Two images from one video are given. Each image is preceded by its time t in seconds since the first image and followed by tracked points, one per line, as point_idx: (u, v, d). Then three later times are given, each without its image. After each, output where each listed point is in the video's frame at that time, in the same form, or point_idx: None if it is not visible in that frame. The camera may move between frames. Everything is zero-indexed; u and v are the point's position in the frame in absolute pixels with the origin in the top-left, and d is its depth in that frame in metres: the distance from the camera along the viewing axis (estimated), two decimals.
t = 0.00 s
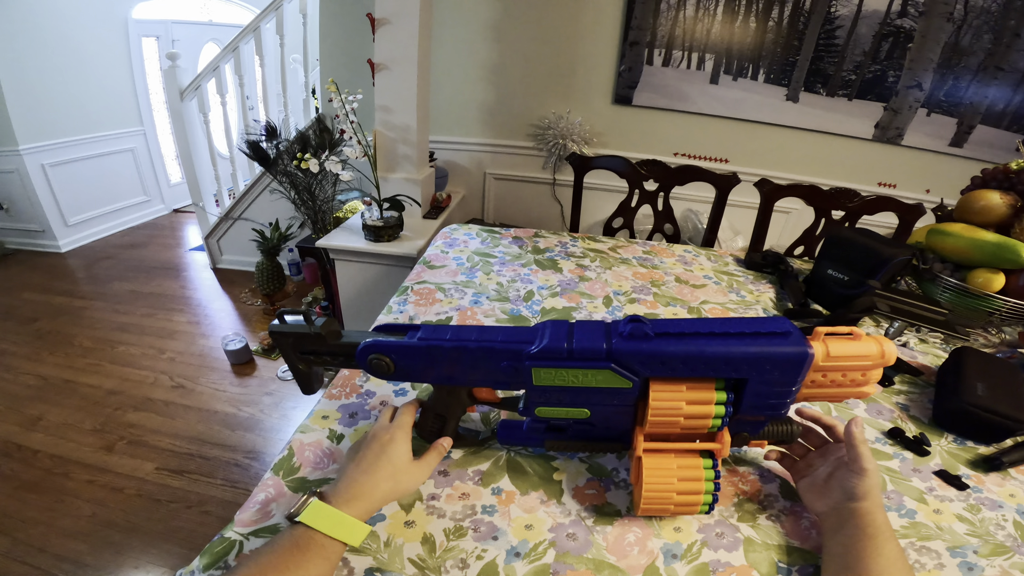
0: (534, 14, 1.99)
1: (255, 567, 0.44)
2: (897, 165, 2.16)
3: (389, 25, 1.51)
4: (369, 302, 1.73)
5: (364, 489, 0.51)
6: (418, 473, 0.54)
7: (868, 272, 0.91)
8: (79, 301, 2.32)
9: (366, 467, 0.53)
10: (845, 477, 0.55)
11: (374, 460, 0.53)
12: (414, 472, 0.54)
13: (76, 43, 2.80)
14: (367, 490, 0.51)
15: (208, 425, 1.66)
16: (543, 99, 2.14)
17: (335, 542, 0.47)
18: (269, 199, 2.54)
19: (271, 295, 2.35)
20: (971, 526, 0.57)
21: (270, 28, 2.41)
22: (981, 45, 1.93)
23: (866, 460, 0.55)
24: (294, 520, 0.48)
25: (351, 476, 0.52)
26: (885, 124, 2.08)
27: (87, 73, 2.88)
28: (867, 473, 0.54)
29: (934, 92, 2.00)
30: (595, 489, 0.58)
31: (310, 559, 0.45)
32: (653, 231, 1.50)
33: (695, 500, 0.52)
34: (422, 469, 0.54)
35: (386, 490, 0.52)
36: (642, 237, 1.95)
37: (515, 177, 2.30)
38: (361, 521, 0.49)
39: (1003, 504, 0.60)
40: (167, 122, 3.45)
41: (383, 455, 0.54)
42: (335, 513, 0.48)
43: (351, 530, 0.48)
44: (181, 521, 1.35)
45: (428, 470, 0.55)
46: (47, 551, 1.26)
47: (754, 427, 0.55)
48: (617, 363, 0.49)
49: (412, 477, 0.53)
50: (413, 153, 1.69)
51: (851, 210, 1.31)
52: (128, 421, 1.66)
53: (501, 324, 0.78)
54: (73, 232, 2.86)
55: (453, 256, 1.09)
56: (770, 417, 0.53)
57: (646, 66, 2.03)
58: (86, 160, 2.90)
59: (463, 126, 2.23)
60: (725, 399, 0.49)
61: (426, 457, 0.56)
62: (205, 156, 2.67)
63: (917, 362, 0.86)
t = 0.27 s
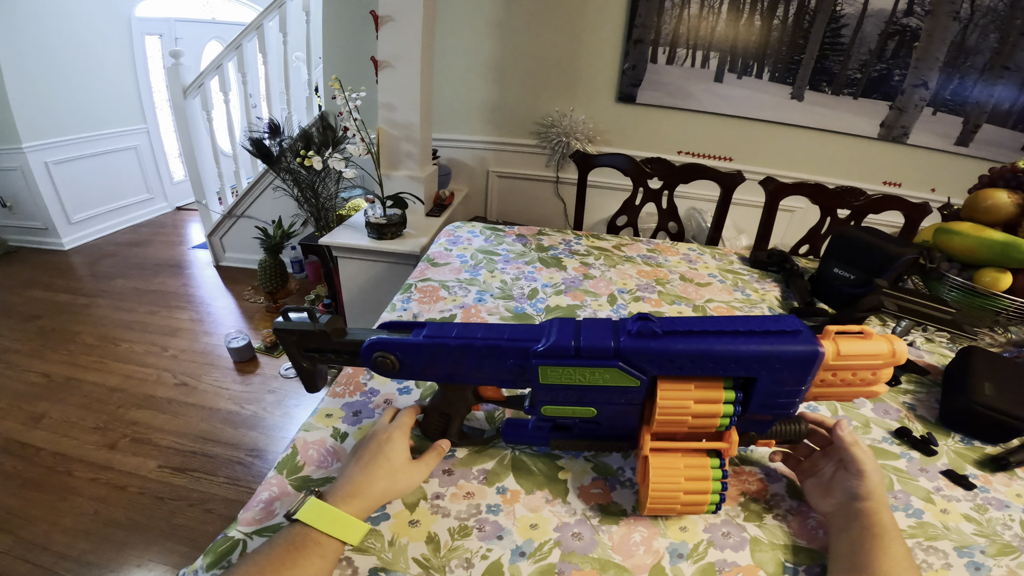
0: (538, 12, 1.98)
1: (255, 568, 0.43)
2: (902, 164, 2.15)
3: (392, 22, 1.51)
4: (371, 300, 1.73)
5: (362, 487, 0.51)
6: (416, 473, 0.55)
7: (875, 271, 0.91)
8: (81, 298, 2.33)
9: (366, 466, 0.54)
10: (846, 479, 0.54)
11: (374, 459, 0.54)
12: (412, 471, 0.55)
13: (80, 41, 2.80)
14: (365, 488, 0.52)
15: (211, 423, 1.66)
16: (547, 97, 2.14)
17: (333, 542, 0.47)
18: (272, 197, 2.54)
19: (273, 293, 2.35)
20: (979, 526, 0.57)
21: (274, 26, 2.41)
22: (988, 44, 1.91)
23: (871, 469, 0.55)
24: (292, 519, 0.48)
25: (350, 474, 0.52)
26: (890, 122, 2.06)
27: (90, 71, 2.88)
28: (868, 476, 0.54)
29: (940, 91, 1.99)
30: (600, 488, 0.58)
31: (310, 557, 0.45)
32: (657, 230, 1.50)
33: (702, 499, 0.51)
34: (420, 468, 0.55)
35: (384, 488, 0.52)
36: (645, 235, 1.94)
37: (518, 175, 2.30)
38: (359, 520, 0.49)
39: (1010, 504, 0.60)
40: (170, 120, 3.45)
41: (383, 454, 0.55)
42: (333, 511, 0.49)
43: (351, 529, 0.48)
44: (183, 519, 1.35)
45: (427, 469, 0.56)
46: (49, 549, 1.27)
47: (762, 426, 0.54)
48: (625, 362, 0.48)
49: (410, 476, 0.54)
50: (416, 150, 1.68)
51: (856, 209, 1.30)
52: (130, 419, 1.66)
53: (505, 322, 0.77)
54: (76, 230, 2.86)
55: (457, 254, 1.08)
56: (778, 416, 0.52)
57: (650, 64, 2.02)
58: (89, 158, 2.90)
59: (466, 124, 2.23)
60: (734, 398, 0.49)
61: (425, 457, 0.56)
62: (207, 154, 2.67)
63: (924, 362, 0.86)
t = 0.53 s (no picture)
0: (540, 11, 1.98)
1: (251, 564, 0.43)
2: (903, 163, 2.15)
3: (394, 20, 1.51)
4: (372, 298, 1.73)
5: (358, 482, 0.51)
6: (412, 468, 0.55)
7: (876, 270, 0.91)
8: (81, 296, 2.33)
9: (361, 462, 0.54)
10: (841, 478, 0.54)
11: (371, 454, 0.54)
12: (409, 466, 0.55)
13: (81, 39, 2.80)
14: (362, 483, 0.52)
15: (211, 421, 1.66)
16: (548, 96, 2.14)
17: (330, 537, 0.47)
18: (273, 194, 2.54)
19: (274, 290, 2.35)
20: (978, 525, 0.57)
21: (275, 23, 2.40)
22: (990, 44, 1.91)
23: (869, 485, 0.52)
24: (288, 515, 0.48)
25: (347, 469, 0.52)
26: (892, 122, 2.06)
27: (91, 69, 2.88)
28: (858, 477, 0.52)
29: (942, 91, 1.99)
30: (600, 486, 0.58)
31: (306, 553, 0.45)
32: (658, 228, 1.50)
33: (702, 497, 0.51)
34: (417, 463, 0.56)
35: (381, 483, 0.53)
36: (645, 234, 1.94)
37: (519, 173, 2.30)
38: (355, 514, 0.49)
39: (1009, 504, 0.60)
40: (171, 118, 3.45)
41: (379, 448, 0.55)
42: (329, 506, 0.48)
43: (347, 525, 0.48)
44: (183, 517, 1.35)
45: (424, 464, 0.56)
46: (49, 547, 1.27)
47: (762, 424, 0.54)
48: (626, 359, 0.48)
49: (407, 471, 0.55)
50: (417, 148, 1.68)
51: (858, 208, 1.30)
52: (130, 416, 1.66)
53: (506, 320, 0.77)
54: (76, 227, 2.86)
55: (457, 252, 1.08)
56: (778, 414, 0.52)
57: (651, 63, 2.02)
58: (89, 155, 2.90)
59: (467, 122, 2.23)
60: (734, 396, 0.49)
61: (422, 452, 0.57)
62: (208, 151, 2.67)
63: (924, 361, 0.86)
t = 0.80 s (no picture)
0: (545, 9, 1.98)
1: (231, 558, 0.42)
2: (910, 163, 2.14)
3: (400, 18, 1.51)
4: (377, 294, 1.74)
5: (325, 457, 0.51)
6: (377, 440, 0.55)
7: (884, 269, 0.90)
8: (88, 292, 2.34)
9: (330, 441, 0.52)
10: (917, 468, 0.49)
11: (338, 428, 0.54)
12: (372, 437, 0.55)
13: (88, 37, 2.81)
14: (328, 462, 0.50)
15: (216, 417, 1.67)
16: (553, 95, 2.13)
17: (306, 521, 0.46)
18: (278, 192, 2.54)
19: (279, 287, 2.35)
20: (985, 524, 0.56)
21: (280, 21, 2.41)
22: (999, 44, 1.90)
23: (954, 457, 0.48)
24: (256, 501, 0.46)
25: (313, 448, 0.51)
26: (899, 122, 2.05)
27: (98, 67, 2.90)
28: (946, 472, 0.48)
29: (949, 91, 1.98)
30: (608, 483, 0.58)
31: (284, 538, 0.44)
32: (664, 226, 1.49)
33: (711, 495, 0.51)
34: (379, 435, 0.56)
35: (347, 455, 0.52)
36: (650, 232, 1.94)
37: (523, 172, 2.30)
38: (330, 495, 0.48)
39: (1016, 503, 0.60)
40: (177, 115, 3.47)
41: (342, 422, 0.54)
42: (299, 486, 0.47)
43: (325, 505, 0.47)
44: (188, 514, 1.36)
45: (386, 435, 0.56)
46: (55, 543, 1.27)
47: (771, 421, 0.54)
48: (636, 355, 0.48)
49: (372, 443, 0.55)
50: (423, 146, 1.68)
51: (865, 207, 1.30)
52: (136, 413, 1.68)
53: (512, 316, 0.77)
54: (83, 224, 2.88)
55: (463, 249, 1.09)
56: (788, 411, 0.52)
57: (657, 62, 2.01)
58: (96, 153, 2.92)
59: (472, 120, 2.23)
60: (744, 392, 0.49)
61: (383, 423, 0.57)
62: (214, 149, 2.67)
63: (931, 360, 0.85)
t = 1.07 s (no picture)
0: (544, 9, 1.98)
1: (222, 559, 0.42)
2: (909, 163, 2.14)
3: (398, 18, 1.51)
4: (375, 294, 1.73)
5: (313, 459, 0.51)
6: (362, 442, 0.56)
7: (881, 269, 0.90)
8: (86, 292, 2.34)
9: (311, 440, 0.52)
10: (911, 469, 0.50)
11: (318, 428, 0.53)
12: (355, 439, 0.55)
13: (87, 37, 2.81)
14: (310, 467, 0.50)
15: (214, 417, 1.67)
16: (551, 94, 2.13)
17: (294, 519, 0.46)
18: (277, 191, 2.54)
19: (277, 287, 2.35)
20: (981, 524, 0.56)
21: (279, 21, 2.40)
22: (996, 44, 1.90)
23: (946, 456, 0.47)
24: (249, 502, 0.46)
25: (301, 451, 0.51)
26: (897, 122, 2.05)
27: (96, 67, 2.89)
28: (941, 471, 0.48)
29: (948, 91, 1.98)
30: (603, 483, 0.58)
31: (277, 538, 0.44)
32: (662, 226, 1.49)
33: (706, 495, 0.51)
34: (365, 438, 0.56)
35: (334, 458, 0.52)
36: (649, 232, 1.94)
37: (522, 172, 2.30)
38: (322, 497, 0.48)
39: (1012, 503, 0.60)
40: (175, 115, 3.46)
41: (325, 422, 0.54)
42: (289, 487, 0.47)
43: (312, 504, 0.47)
44: (186, 514, 1.36)
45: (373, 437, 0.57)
46: (52, 543, 1.27)
47: (767, 422, 0.54)
48: (630, 356, 0.48)
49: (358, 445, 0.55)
50: (421, 146, 1.68)
51: (863, 207, 1.30)
52: (134, 413, 1.67)
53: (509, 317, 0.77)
54: (81, 224, 2.88)
55: (461, 249, 1.09)
56: (783, 411, 0.52)
57: (655, 62, 2.01)
58: (94, 153, 2.92)
59: (470, 120, 2.22)
60: (739, 393, 0.49)
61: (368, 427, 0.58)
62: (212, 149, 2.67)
63: (928, 360, 0.85)
